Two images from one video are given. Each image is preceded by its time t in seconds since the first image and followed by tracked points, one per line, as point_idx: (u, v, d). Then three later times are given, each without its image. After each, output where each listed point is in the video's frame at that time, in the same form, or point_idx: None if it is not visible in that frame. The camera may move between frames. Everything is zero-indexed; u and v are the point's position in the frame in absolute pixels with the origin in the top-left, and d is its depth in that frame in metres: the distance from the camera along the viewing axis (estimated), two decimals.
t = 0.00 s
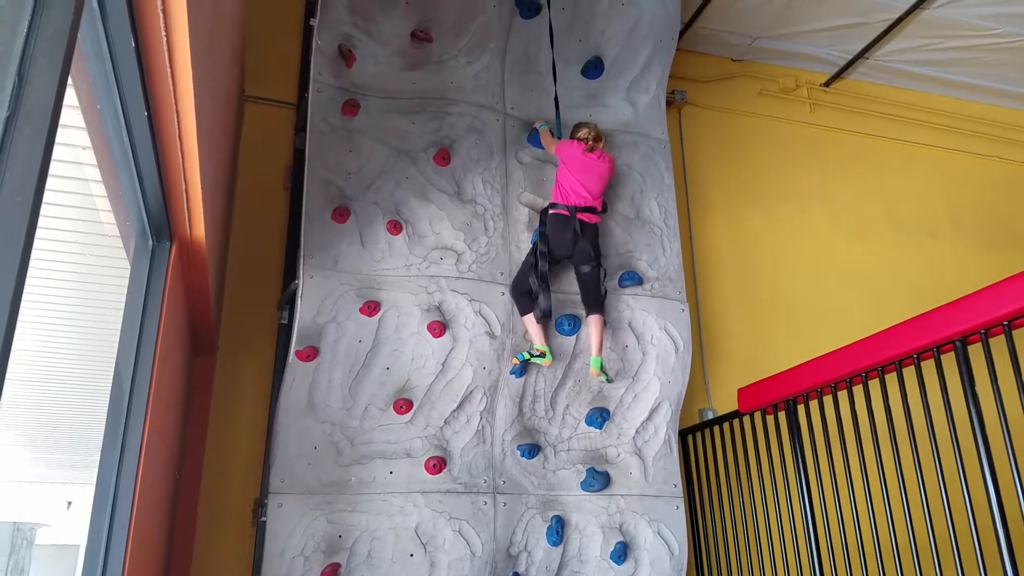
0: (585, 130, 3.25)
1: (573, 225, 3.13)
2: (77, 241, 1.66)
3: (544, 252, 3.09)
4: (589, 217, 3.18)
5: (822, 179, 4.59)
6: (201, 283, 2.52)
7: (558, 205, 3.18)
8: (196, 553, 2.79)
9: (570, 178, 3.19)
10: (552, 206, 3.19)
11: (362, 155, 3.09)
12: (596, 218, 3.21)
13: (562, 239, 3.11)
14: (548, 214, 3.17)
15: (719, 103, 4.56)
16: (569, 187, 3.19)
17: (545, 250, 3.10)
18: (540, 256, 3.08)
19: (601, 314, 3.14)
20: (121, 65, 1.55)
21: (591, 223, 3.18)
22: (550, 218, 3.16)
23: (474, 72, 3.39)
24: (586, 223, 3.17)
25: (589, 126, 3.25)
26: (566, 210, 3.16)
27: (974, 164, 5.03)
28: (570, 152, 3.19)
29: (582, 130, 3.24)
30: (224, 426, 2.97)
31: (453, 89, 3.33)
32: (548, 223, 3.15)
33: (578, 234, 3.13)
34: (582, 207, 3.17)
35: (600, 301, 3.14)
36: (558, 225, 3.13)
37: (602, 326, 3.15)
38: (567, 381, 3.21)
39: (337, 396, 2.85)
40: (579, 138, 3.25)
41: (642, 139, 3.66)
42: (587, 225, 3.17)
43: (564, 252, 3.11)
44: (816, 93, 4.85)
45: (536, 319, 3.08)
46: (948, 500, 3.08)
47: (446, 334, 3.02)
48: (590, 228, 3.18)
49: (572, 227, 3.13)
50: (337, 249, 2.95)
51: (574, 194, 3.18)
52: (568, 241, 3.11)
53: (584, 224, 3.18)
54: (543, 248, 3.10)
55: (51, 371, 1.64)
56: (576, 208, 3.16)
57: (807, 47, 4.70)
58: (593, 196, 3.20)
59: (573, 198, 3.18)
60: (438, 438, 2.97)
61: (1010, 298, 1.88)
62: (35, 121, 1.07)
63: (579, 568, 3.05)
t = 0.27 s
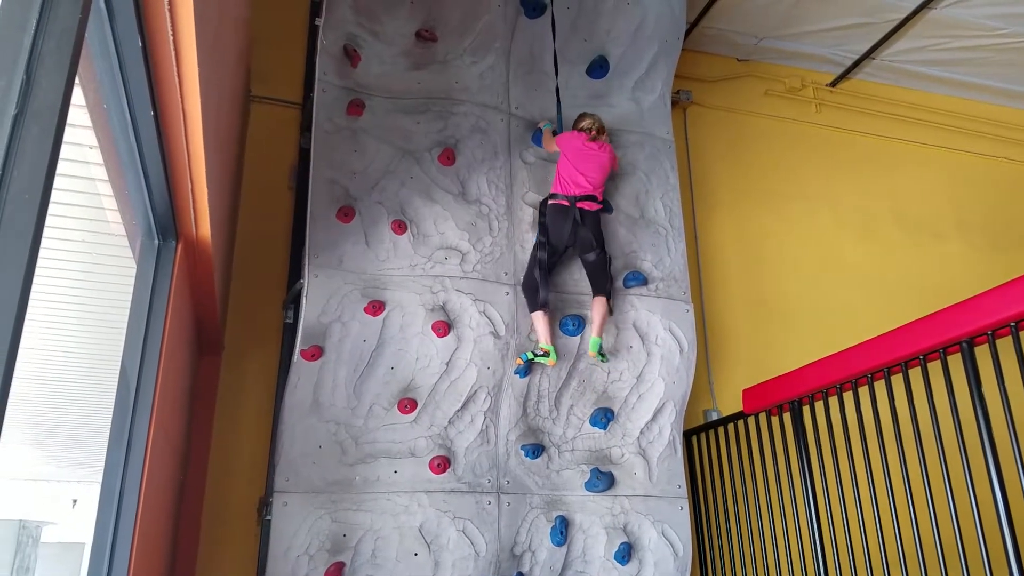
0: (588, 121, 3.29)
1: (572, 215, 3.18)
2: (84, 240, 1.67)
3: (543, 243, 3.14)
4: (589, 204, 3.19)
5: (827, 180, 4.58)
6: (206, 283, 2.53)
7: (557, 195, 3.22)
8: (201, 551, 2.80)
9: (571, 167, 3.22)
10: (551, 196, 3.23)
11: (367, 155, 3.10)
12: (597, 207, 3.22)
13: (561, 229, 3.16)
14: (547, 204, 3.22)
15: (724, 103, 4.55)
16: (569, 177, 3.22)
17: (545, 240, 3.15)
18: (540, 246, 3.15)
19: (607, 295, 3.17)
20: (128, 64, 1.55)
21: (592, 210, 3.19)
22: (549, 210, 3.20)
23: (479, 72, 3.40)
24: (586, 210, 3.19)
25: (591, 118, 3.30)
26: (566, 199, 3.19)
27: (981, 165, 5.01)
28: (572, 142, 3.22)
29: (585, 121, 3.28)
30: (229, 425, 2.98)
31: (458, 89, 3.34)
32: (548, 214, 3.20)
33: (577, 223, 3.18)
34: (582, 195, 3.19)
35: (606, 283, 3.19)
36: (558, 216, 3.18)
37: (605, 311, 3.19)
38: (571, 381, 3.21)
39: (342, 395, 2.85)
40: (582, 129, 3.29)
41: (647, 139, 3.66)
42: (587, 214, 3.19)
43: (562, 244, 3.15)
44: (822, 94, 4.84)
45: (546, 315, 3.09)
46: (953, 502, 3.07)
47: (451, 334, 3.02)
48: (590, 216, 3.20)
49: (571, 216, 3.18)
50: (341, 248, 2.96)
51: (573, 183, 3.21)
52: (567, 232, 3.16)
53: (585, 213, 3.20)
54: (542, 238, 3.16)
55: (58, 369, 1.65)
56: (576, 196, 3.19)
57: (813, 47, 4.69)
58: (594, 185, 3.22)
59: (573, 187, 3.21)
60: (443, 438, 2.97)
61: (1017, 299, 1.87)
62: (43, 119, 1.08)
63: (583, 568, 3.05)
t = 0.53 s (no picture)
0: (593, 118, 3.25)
1: (573, 211, 3.15)
2: (89, 238, 1.67)
3: (543, 241, 3.14)
4: (591, 202, 3.18)
5: (833, 179, 4.57)
6: (211, 281, 2.53)
7: (559, 192, 3.21)
8: (205, 549, 2.81)
9: (573, 165, 3.21)
10: (553, 193, 3.23)
11: (372, 153, 3.10)
12: (599, 203, 3.21)
13: (561, 226, 3.14)
14: (549, 200, 3.22)
15: (729, 102, 4.54)
16: (570, 174, 3.21)
17: (546, 239, 3.14)
18: (540, 245, 3.14)
19: (610, 272, 3.21)
20: (134, 62, 1.55)
21: (593, 207, 3.18)
22: (550, 206, 3.20)
23: (484, 71, 3.39)
24: (588, 208, 3.17)
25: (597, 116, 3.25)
26: (567, 197, 3.18)
27: (988, 164, 4.99)
28: (575, 140, 3.21)
29: (589, 118, 3.24)
30: (234, 423, 2.98)
31: (463, 87, 3.33)
32: (549, 208, 3.20)
33: (578, 221, 3.15)
34: (584, 193, 3.18)
35: (611, 260, 3.21)
36: (558, 213, 3.17)
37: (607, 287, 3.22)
38: (576, 380, 3.20)
39: (346, 394, 2.85)
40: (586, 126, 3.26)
41: (652, 138, 3.65)
42: (589, 210, 3.17)
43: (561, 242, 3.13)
44: (828, 93, 4.83)
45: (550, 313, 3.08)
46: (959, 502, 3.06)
47: (455, 333, 3.02)
48: (592, 213, 3.18)
49: (572, 214, 3.15)
50: (346, 246, 2.96)
51: (575, 181, 3.20)
52: (568, 230, 3.13)
53: (587, 209, 3.18)
54: (543, 236, 3.15)
55: (63, 367, 1.66)
56: (578, 194, 3.18)
57: (819, 46, 4.68)
58: (595, 182, 3.20)
59: (575, 185, 3.20)
60: (447, 437, 2.97)
61: None
62: (49, 117, 1.08)
63: (587, 567, 3.05)
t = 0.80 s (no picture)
0: (595, 117, 3.25)
1: (575, 210, 3.16)
2: (92, 237, 1.68)
3: (544, 240, 3.13)
4: (593, 200, 3.18)
5: (835, 178, 4.56)
6: (213, 279, 2.53)
7: (560, 192, 3.22)
8: (208, 547, 2.81)
9: (574, 164, 3.21)
10: (555, 192, 3.23)
11: (374, 152, 3.10)
12: (601, 201, 3.20)
13: (562, 224, 3.15)
14: (551, 199, 3.22)
15: (731, 101, 4.54)
16: (572, 173, 3.22)
17: (547, 238, 3.14)
18: (541, 244, 3.14)
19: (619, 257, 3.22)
20: (136, 59, 1.55)
21: (595, 205, 3.17)
22: (552, 206, 3.20)
23: (486, 69, 3.39)
24: (590, 206, 3.17)
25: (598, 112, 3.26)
26: (569, 195, 3.19)
27: (991, 164, 4.98)
28: (575, 139, 3.21)
29: (592, 117, 3.24)
30: (236, 422, 2.98)
31: (465, 86, 3.33)
32: (551, 208, 3.20)
33: (580, 219, 3.15)
34: (585, 191, 3.18)
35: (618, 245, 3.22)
36: (560, 212, 3.17)
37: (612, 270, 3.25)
38: (578, 378, 3.21)
39: (348, 392, 2.86)
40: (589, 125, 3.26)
41: (654, 137, 3.65)
42: (591, 208, 3.17)
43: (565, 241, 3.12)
44: (830, 92, 4.82)
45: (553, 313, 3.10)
46: (961, 501, 3.05)
47: (457, 332, 3.02)
48: (594, 210, 3.17)
49: (573, 212, 3.16)
50: (348, 245, 2.96)
51: (576, 180, 3.21)
52: (569, 228, 3.14)
53: (589, 207, 3.18)
54: (544, 235, 3.15)
55: (66, 365, 1.66)
56: (579, 193, 3.19)
57: (821, 44, 4.67)
58: (597, 181, 3.20)
59: (576, 184, 3.21)
60: (448, 435, 2.97)
61: None
62: (52, 115, 1.08)
63: (589, 566, 3.05)
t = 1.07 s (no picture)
0: (599, 117, 3.21)
1: (577, 211, 3.17)
2: (92, 237, 1.67)
3: (547, 240, 3.15)
4: (596, 202, 3.19)
5: (836, 178, 4.56)
6: (214, 279, 2.53)
7: (563, 192, 3.21)
8: (209, 547, 2.81)
9: (576, 164, 3.21)
10: (557, 192, 3.22)
11: (375, 151, 3.10)
12: (603, 203, 3.21)
13: (566, 224, 3.16)
14: (553, 200, 3.22)
15: (732, 101, 4.54)
16: (575, 174, 3.21)
17: (550, 238, 3.15)
18: (545, 244, 3.15)
19: (615, 263, 3.23)
20: (136, 58, 1.55)
21: (598, 207, 3.18)
22: (554, 206, 3.20)
23: (486, 69, 3.39)
24: (592, 208, 3.18)
25: (603, 111, 3.22)
26: (572, 196, 3.19)
27: (992, 163, 4.97)
28: (578, 140, 3.21)
29: (595, 118, 3.21)
30: (237, 422, 2.98)
31: (466, 86, 3.33)
32: (553, 209, 3.20)
33: (583, 220, 3.17)
34: (588, 192, 3.19)
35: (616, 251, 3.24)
36: (563, 212, 3.17)
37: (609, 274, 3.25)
38: (578, 379, 3.20)
39: (349, 392, 2.86)
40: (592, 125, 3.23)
41: (655, 137, 3.64)
42: (594, 210, 3.18)
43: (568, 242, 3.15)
44: (831, 92, 4.82)
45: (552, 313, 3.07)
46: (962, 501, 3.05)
47: (458, 332, 3.01)
48: (597, 213, 3.18)
49: (577, 213, 3.17)
50: (349, 245, 2.95)
51: (579, 181, 3.20)
52: (573, 228, 3.15)
53: (592, 209, 3.19)
54: (547, 235, 3.16)
55: (66, 365, 1.65)
56: (582, 193, 3.19)
57: (822, 44, 4.67)
58: (599, 182, 3.20)
59: (579, 185, 3.20)
60: (449, 435, 2.97)
61: None
62: (54, 114, 1.09)
63: (589, 566, 3.04)
